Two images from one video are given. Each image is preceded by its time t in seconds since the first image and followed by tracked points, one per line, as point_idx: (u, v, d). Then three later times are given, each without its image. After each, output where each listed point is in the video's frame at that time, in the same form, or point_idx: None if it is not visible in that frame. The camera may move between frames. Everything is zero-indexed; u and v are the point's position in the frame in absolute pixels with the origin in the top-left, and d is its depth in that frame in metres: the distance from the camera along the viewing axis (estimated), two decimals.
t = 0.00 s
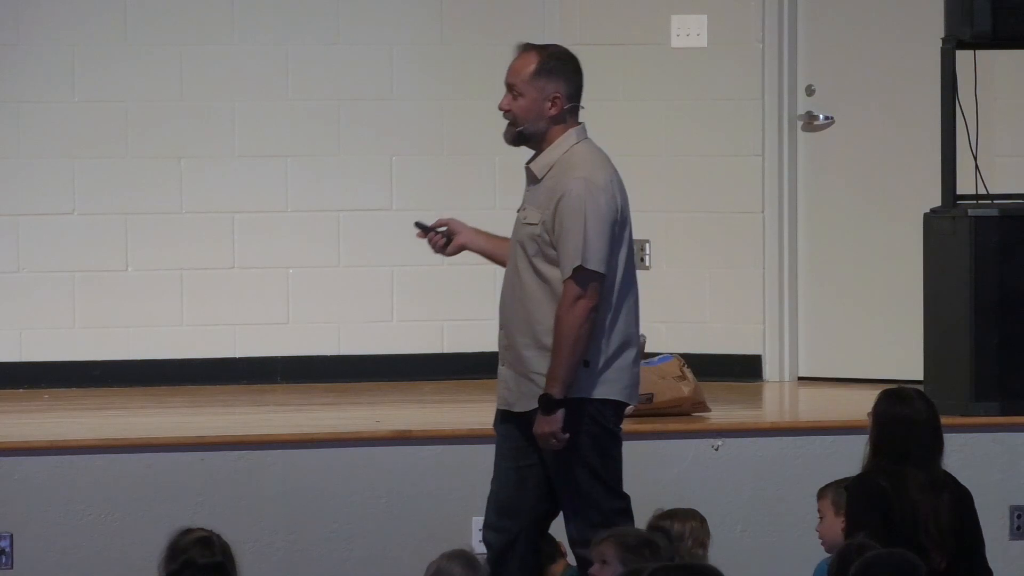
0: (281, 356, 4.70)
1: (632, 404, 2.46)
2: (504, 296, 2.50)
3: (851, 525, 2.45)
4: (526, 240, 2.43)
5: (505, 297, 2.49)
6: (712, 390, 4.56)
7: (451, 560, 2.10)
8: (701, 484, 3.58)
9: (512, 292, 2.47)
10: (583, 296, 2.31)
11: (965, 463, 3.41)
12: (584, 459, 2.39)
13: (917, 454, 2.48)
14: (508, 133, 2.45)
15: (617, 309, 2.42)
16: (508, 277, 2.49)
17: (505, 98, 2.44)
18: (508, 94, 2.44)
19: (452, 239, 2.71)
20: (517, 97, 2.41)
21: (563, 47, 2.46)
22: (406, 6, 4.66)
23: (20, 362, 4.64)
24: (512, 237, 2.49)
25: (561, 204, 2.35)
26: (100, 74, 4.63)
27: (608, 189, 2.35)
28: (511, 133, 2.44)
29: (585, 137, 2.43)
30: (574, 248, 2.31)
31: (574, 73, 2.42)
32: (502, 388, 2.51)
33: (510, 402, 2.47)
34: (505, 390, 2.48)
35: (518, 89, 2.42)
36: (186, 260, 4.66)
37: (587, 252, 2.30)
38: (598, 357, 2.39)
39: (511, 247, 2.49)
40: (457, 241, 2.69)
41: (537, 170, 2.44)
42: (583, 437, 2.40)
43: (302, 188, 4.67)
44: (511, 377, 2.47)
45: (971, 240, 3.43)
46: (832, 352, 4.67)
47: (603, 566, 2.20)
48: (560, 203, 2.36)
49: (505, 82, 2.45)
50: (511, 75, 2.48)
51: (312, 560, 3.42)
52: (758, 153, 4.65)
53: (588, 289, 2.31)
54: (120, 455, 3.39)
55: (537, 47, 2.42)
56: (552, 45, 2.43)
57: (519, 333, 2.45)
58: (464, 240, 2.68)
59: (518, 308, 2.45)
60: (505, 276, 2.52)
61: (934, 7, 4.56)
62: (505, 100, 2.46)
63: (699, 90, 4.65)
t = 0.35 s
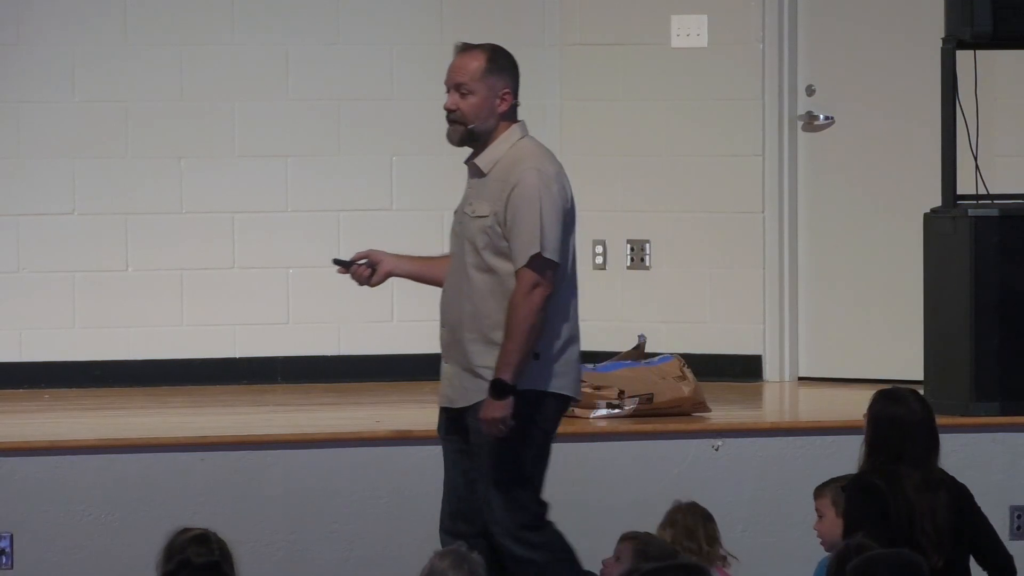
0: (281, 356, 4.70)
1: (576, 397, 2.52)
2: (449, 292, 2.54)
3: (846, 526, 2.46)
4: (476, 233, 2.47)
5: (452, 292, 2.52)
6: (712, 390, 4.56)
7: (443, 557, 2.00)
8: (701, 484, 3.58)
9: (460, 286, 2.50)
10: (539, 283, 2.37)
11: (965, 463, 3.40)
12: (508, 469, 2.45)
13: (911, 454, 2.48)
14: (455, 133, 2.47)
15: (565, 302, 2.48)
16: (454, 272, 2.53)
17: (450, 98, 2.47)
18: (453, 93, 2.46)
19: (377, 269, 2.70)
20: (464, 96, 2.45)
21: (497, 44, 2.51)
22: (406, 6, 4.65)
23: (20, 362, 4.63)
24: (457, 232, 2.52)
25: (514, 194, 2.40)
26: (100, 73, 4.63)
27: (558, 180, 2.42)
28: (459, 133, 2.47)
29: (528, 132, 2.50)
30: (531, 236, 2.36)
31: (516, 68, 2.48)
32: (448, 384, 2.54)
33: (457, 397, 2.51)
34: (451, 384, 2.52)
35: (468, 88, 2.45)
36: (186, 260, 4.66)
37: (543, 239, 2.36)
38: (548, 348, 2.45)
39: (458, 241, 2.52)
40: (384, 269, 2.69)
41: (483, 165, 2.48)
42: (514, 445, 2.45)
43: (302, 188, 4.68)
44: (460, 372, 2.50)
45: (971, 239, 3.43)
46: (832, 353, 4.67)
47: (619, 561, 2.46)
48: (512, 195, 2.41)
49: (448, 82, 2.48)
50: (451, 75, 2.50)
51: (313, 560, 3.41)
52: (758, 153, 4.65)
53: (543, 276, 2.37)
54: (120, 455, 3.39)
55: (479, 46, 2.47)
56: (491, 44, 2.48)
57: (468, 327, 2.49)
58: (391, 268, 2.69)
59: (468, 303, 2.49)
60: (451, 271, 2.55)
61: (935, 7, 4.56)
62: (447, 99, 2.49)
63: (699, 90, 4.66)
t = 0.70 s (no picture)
0: (288, 357, 4.71)
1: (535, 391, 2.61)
2: (417, 285, 2.59)
3: (846, 531, 2.41)
4: (450, 228, 2.52)
5: (422, 288, 2.58)
6: (719, 391, 4.57)
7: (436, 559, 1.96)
8: (708, 485, 3.58)
9: (430, 282, 2.56)
10: (517, 279, 2.45)
11: (972, 464, 3.40)
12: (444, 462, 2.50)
13: (915, 454, 2.45)
14: (431, 128, 2.52)
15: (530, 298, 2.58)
16: (422, 268, 2.58)
17: (422, 95, 2.51)
18: (423, 91, 2.51)
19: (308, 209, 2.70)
20: (436, 92, 2.50)
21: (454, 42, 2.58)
22: (412, 6, 4.66)
23: (27, 362, 4.64)
24: (426, 228, 2.57)
25: (494, 192, 2.49)
26: (106, 73, 4.63)
27: (532, 180, 2.52)
28: (433, 128, 2.52)
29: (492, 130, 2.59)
30: (512, 233, 2.45)
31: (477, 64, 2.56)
32: (414, 379, 2.58)
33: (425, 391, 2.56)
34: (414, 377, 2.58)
35: (440, 84, 2.50)
36: (193, 260, 4.67)
37: (524, 237, 2.46)
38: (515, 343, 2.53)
39: (426, 238, 2.57)
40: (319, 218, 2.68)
41: (454, 163, 2.55)
42: (452, 438, 2.50)
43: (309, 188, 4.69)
44: (429, 366, 2.56)
45: (978, 240, 3.43)
46: (839, 353, 4.66)
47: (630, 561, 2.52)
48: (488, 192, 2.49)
49: (414, 80, 2.52)
50: (413, 73, 2.55)
51: (320, 560, 3.43)
52: (765, 153, 4.62)
53: (521, 273, 2.46)
54: (126, 455, 3.39)
55: (439, 44, 2.53)
56: (447, 42, 2.55)
57: (436, 320, 2.55)
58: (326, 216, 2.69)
59: (439, 298, 2.54)
60: (417, 267, 2.59)
61: (942, 6, 4.54)
62: (415, 98, 2.53)
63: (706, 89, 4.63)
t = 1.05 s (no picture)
0: (364, 356, 4.67)
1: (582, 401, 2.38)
2: (465, 290, 2.28)
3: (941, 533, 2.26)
4: (509, 232, 2.24)
5: (473, 293, 2.27)
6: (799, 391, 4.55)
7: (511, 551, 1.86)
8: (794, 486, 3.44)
9: (485, 288, 2.26)
10: (588, 287, 2.21)
11: None
12: (513, 470, 2.25)
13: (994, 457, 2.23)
14: (480, 132, 2.22)
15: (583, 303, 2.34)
16: (473, 273, 2.27)
17: (468, 97, 2.23)
18: (469, 93, 2.23)
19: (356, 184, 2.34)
20: (486, 91, 2.22)
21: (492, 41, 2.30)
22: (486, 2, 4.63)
23: (106, 364, 4.61)
24: (478, 229, 2.27)
25: (560, 194, 2.22)
26: (184, 72, 4.58)
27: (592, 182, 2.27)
28: (484, 131, 2.23)
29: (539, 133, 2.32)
30: (584, 241, 2.20)
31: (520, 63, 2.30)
32: (463, 392, 2.29)
33: (478, 405, 2.28)
34: (464, 392, 2.29)
35: (488, 85, 2.22)
36: (266, 259, 4.64)
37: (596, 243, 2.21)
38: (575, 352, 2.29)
39: (480, 240, 2.27)
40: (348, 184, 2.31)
41: (510, 163, 2.25)
42: (523, 445, 2.24)
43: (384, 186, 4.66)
44: (483, 381, 2.27)
45: None
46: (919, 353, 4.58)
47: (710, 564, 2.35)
48: (558, 197, 2.22)
49: (458, 83, 2.24)
50: (455, 78, 2.27)
51: (403, 562, 3.28)
52: (841, 154, 4.62)
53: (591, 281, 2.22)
54: (200, 455, 3.25)
55: (482, 45, 2.27)
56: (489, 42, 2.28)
57: (493, 330, 2.26)
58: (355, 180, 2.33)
59: (497, 307, 2.25)
60: (465, 270, 2.28)
61: None
62: (461, 102, 2.25)
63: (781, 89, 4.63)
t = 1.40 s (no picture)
0: (428, 356, 4.96)
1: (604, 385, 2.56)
2: (508, 287, 2.40)
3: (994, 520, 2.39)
4: (557, 229, 2.38)
5: (516, 289, 2.39)
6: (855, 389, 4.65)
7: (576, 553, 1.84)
8: (854, 485, 3.54)
9: (532, 283, 2.39)
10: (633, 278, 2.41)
11: None
12: (562, 466, 2.39)
13: None
14: (513, 126, 2.36)
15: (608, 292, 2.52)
16: (516, 268, 2.39)
17: (500, 92, 2.37)
18: (501, 87, 2.37)
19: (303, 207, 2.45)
20: (516, 86, 2.37)
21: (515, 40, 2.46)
22: (554, 11, 4.90)
23: (170, 361, 4.90)
24: (519, 225, 2.39)
25: (604, 191, 2.40)
26: (246, 79, 4.88)
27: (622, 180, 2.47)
28: (516, 126, 2.37)
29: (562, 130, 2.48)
30: (632, 234, 2.39)
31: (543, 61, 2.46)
32: (508, 383, 2.39)
33: (524, 395, 2.39)
34: (510, 384, 2.39)
35: (518, 80, 2.37)
36: (334, 262, 4.94)
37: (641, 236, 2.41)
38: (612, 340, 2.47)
39: (522, 237, 2.39)
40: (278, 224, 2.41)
41: (547, 159, 2.41)
42: (570, 441, 2.39)
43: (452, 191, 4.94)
44: (527, 370, 2.39)
45: None
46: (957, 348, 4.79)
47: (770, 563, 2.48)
48: (600, 193, 2.39)
49: (491, 77, 2.38)
50: (485, 73, 2.40)
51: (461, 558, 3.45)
52: (905, 152, 4.75)
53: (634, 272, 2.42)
54: (269, 455, 3.43)
55: (509, 40, 2.40)
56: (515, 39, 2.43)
57: (541, 324, 2.39)
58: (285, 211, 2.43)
59: (542, 299, 2.39)
60: (506, 266, 2.40)
61: None
62: (494, 96, 2.38)
63: (838, 90, 4.78)
